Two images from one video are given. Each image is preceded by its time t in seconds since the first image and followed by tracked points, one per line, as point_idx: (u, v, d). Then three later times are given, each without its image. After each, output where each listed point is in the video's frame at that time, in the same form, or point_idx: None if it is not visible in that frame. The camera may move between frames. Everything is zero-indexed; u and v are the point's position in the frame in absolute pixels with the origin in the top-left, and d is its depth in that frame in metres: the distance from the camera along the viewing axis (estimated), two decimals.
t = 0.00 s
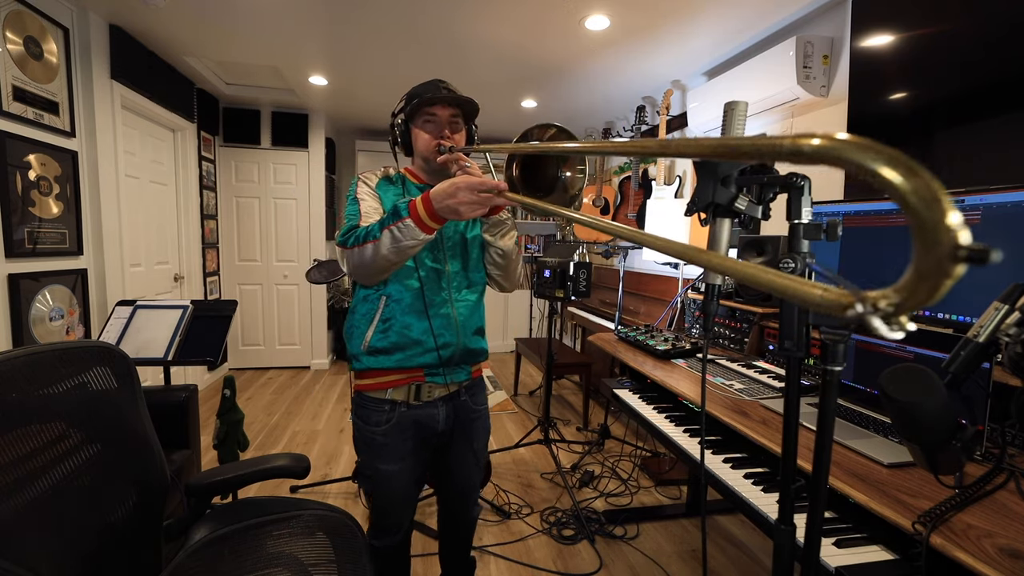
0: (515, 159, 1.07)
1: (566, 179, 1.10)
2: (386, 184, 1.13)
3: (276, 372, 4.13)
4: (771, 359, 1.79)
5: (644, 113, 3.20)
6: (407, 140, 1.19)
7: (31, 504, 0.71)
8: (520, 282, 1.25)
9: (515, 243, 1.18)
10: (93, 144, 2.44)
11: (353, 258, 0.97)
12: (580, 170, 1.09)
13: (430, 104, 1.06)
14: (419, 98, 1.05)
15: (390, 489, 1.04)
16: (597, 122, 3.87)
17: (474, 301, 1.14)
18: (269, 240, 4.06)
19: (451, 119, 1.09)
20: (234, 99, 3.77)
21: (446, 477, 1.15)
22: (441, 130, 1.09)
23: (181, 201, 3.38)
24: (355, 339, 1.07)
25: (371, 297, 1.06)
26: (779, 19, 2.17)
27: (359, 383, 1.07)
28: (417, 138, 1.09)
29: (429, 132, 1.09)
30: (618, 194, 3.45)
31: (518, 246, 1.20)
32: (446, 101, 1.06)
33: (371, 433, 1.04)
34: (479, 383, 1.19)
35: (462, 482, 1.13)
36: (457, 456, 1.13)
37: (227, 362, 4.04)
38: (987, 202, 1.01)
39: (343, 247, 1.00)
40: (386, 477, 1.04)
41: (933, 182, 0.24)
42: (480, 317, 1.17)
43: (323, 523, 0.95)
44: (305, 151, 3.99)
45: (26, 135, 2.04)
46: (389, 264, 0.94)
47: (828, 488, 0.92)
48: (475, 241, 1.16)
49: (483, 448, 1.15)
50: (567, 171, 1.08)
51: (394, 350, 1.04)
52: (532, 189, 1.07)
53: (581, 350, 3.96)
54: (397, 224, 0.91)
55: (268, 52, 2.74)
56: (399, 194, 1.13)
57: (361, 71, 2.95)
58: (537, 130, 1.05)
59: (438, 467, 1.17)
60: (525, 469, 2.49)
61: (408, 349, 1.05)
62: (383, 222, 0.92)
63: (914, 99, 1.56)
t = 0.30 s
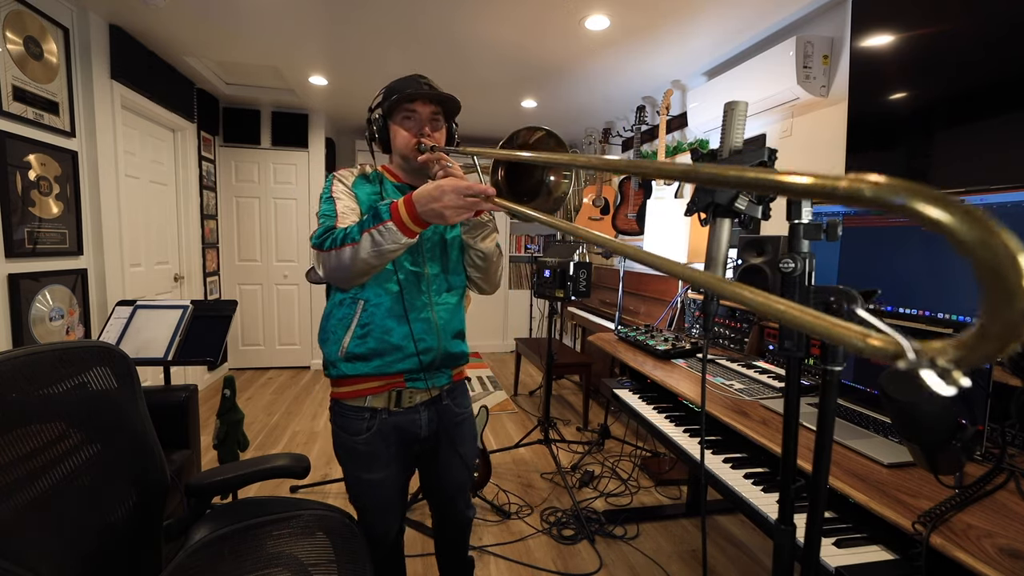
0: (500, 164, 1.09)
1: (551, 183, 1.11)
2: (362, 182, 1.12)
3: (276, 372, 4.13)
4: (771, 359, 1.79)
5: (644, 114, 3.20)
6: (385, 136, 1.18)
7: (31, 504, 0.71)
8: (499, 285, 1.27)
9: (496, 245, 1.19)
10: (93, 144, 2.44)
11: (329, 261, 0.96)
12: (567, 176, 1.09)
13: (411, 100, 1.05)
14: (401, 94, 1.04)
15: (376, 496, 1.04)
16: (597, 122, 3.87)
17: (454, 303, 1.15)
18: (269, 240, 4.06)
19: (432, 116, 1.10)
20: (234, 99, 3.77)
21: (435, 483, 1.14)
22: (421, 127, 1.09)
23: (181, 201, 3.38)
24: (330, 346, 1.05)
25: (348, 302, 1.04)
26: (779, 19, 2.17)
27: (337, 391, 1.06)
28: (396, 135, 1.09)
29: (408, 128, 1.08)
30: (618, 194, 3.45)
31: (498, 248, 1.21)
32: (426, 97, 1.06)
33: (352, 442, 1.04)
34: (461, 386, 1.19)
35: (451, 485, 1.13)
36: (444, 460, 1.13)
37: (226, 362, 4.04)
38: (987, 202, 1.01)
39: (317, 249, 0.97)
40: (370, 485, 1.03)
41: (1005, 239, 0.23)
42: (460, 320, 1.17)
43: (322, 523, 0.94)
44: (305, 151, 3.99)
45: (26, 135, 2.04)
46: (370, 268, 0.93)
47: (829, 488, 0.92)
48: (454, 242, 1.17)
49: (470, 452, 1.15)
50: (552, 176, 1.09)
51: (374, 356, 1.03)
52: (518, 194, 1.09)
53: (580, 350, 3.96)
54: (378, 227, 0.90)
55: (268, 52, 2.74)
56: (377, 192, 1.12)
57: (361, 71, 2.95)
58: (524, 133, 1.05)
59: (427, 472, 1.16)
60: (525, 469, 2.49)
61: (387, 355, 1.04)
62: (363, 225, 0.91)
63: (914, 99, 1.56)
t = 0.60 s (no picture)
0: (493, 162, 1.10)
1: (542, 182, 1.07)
2: (343, 183, 1.11)
3: (275, 372, 4.13)
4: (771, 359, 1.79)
5: (645, 113, 3.20)
6: (366, 133, 1.16)
7: (31, 504, 0.71)
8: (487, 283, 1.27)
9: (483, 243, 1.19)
10: (93, 144, 2.44)
11: (306, 272, 0.94)
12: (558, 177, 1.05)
13: (394, 95, 1.05)
14: (384, 90, 1.04)
15: (372, 498, 1.04)
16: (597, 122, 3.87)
17: (443, 302, 1.16)
18: (269, 240, 4.06)
19: (415, 111, 1.09)
20: (234, 99, 3.77)
21: (432, 484, 1.14)
22: (405, 122, 1.08)
23: (181, 201, 3.38)
24: (320, 352, 1.04)
25: (336, 307, 1.03)
26: (779, 19, 2.17)
27: (329, 396, 1.05)
28: (377, 130, 1.08)
29: (392, 123, 1.08)
30: (618, 194, 3.45)
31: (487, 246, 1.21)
32: (410, 92, 1.06)
33: (346, 446, 1.03)
34: (454, 385, 1.20)
35: (447, 485, 1.13)
36: (440, 461, 1.13)
37: (226, 362, 4.04)
38: (987, 202, 1.01)
39: (295, 261, 0.96)
40: (366, 488, 1.03)
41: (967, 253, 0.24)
42: (450, 318, 1.17)
43: (322, 523, 0.94)
44: (305, 151, 3.99)
45: (26, 135, 2.04)
46: (349, 273, 0.91)
47: (829, 488, 0.92)
48: (441, 240, 1.17)
49: (466, 451, 1.15)
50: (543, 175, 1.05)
51: (366, 360, 1.03)
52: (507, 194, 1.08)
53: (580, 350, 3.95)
54: (356, 227, 0.90)
55: (268, 52, 2.74)
56: (358, 191, 1.11)
57: (360, 70, 2.95)
58: (521, 131, 1.04)
59: (423, 474, 1.16)
60: (525, 469, 2.49)
61: (380, 358, 1.04)
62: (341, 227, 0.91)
63: (914, 99, 1.56)
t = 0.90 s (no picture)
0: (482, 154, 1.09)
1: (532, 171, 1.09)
2: (331, 184, 1.10)
3: (276, 372, 4.13)
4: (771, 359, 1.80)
5: (644, 114, 3.20)
6: (353, 131, 1.14)
7: (31, 504, 0.71)
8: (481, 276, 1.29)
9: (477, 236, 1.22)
10: (93, 144, 2.44)
11: (301, 278, 0.95)
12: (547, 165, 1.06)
13: (379, 91, 1.05)
14: (370, 86, 1.03)
15: (371, 497, 1.04)
16: (597, 122, 3.88)
17: (439, 298, 1.16)
18: (269, 240, 4.05)
19: (401, 107, 1.09)
20: (234, 99, 3.77)
21: (431, 482, 1.14)
22: (391, 118, 1.07)
23: (181, 201, 3.38)
24: (317, 356, 1.03)
25: (332, 309, 1.03)
26: (779, 19, 2.17)
27: (328, 400, 1.05)
28: (363, 128, 1.08)
29: (378, 119, 1.07)
30: (618, 194, 3.45)
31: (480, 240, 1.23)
32: (395, 87, 1.06)
33: (345, 445, 1.03)
34: (453, 383, 1.20)
35: (447, 483, 1.13)
36: (440, 459, 1.13)
37: (227, 362, 4.04)
38: (987, 202, 1.01)
39: (289, 268, 0.97)
40: (367, 487, 1.03)
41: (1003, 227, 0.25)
42: (446, 314, 1.17)
43: (322, 523, 0.94)
44: (305, 151, 3.99)
45: (26, 135, 2.04)
46: (345, 273, 0.93)
47: (829, 489, 0.91)
48: (433, 236, 1.17)
49: (465, 449, 1.15)
50: (532, 164, 1.06)
51: (365, 361, 1.03)
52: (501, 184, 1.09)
53: (580, 350, 3.96)
54: (347, 226, 0.92)
55: (268, 52, 2.74)
56: (345, 190, 1.09)
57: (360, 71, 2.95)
58: (512, 121, 1.04)
59: (422, 472, 1.16)
60: (525, 469, 2.49)
61: (378, 358, 1.04)
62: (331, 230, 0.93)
63: (914, 99, 1.56)
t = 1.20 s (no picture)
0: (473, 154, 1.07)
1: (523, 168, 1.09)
2: (333, 184, 1.11)
3: (276, 372, 4.12)
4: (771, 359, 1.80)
5: (645, 114, 3.20)
6: (350, 134, 1.15)
7: (31, 504, 0.71)
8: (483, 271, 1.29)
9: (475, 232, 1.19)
10: (93, 144, 2.44)
11: (311, 273, 0.94)
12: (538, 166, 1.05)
13: (372, 92, 1.05)
14: (363, 87, 1.04)
15: (374, 495, 1.04)
16: (597, 122, 3.88)
17: (443, 294, 1.16)
18: (269, 240, 4.05)
19: (395, 107, 1.09)
20: (234, 99, 3.77)
21: (433, 482, 1.14)
22: (385, 118, 1.07)
23: (181, 200, 3.37)
24: (324, 353, 1.04)
25: (338, 306, 1.03)
26: (779, 19, 2.17)
27: (335, 396, 1.05)
28: (358, 131, 1.08)
29: (373, 120, 1.07)
30: (618, 194, 3.45)
31: (480, 235, 1.21)
32: (388, 88, 1.06)
33: (351, 440, 1.04)
34: (455, 379, 1.22)
35: (449, 481, 1.13)
36: (443, 456, 1.13)
37: (227, 362, 4.04)
38: (987, 202, 1.01)
39: (298, 262, 0.97)
40: (372, 482, 1.03)
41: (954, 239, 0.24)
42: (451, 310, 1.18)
43: (322, 523, 0.94)
44: (305, 151, 3.98)
45: (26, 135, 2.05)
46: (352, 276, 0.92)
47: (829, 489, 0.91)
48: (435, 234, 1.18)
49: (468, 445, 1.16)
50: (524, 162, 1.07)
51: (371, 357, 1.03)
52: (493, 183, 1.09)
53: (580, 350, 3.96)
54: (356, 231, 0.90)
55: (268, 52, 2.74)
56: (348, 191, 1.11)
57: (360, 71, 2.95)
58: (499, 117, 1.04)
59: (424, 470, 1.16)
60: (525, 469, 2.49)
61: (384, 354, 1.04)
62: (341, 231, 0.91)
63: (914, 99, 1.56)
